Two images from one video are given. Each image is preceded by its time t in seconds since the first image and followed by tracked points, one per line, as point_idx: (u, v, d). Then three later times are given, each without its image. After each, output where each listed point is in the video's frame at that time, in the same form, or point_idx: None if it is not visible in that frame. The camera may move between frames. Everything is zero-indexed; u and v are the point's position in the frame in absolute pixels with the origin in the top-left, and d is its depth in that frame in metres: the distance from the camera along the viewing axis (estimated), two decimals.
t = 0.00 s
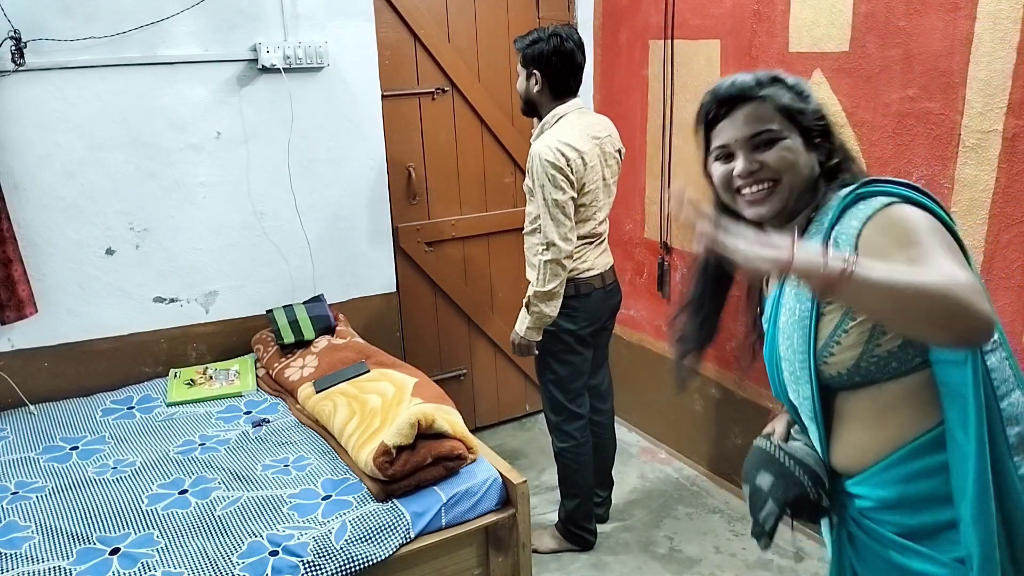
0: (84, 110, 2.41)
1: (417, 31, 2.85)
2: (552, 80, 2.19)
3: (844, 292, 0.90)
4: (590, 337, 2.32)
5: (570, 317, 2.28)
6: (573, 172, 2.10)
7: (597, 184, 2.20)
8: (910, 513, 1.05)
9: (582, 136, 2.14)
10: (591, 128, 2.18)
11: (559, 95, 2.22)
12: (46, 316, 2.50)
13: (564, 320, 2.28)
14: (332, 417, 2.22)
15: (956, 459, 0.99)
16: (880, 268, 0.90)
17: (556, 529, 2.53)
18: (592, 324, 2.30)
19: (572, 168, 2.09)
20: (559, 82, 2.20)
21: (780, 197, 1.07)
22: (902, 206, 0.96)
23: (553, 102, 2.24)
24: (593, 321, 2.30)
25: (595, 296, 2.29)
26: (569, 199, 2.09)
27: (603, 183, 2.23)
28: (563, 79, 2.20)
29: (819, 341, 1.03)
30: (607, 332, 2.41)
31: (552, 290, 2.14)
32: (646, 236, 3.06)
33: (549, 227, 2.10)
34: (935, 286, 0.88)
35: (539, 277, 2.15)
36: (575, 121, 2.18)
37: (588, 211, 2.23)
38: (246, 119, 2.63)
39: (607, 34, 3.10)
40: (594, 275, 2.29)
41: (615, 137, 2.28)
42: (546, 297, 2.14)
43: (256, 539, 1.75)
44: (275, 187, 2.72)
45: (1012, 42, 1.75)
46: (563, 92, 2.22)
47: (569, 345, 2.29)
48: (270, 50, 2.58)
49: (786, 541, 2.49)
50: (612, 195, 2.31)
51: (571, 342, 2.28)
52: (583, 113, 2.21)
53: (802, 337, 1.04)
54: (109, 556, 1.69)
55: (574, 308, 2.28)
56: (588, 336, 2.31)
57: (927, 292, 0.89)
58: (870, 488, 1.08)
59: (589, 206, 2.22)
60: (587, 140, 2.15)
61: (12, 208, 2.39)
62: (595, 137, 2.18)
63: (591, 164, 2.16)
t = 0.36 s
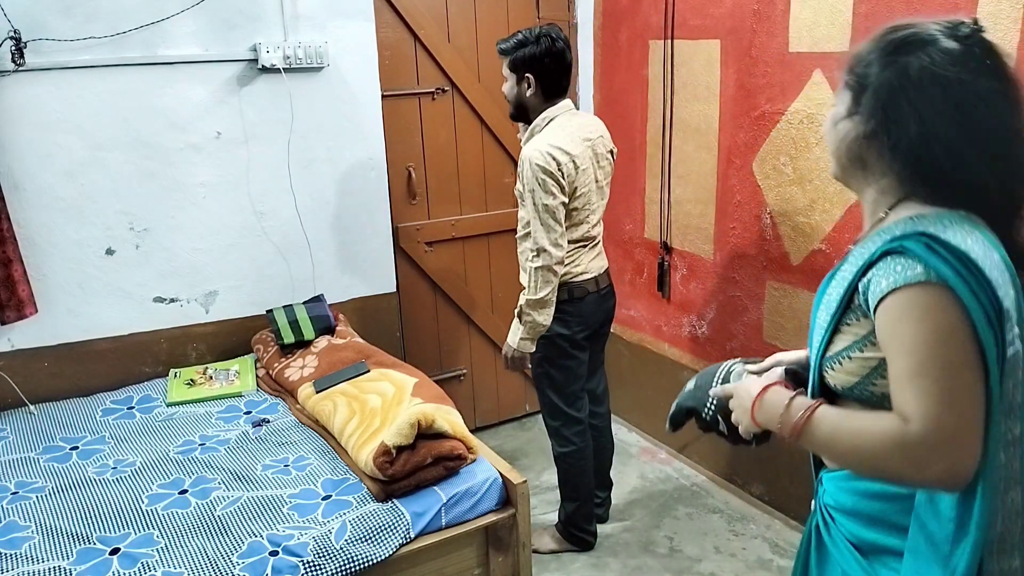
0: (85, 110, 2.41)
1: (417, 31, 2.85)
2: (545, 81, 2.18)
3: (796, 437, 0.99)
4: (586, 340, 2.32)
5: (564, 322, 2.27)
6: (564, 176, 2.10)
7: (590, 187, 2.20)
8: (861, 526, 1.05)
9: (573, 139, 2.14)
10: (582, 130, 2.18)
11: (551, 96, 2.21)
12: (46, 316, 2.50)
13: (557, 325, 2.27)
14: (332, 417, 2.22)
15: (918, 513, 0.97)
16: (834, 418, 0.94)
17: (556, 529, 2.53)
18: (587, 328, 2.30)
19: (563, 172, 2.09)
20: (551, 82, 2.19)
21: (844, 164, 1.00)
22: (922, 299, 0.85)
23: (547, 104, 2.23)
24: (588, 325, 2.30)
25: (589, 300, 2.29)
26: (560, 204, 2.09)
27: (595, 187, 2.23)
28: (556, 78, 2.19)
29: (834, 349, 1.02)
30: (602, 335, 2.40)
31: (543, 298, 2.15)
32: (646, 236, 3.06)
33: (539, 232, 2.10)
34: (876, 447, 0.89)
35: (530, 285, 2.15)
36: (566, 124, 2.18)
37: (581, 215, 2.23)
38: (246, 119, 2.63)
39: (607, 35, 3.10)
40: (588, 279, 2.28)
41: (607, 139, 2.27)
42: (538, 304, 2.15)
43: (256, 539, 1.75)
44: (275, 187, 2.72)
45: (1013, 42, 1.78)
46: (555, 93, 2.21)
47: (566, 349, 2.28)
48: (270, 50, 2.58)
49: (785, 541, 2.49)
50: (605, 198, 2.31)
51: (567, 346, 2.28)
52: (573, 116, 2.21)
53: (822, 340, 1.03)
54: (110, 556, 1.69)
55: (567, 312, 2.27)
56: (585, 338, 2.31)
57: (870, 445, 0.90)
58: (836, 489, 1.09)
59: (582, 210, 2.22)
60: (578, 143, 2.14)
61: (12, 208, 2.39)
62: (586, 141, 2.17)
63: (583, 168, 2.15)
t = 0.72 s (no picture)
0: (84, 110, 2.41)
1: (417, 31, 2.85)
2: (550, 79, 2.18)
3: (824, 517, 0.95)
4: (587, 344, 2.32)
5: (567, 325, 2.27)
6: (576, 178, 2.09)
7: (593, 190, 2.20)
8: None
9: (580, 141, 2.13)
10: (584, 132, 2.18)
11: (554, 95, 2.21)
12: (46, 316, 2.50)
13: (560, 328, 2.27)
14: (332, 417, 2.22)
15: None
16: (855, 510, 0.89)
17: (557, 529, 2.53)
18: (589, 332, 2.30)
19: (575, 174, 2.08)
20: (554, 81, 2.19)
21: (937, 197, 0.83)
22: (947, 393, 0.76)
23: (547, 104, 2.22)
24: (589, 327, 2.30)
25: (590, 303, 2.29)
26: (574, 206, 2.08)
27: (597, 190, 2.23)
28: (556, 76, 2.19)
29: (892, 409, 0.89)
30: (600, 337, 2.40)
31: (559, 303, 2.12)
32: (646, 236, 3.06)
33: (556, 236, 2.08)
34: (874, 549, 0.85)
35: (547, 290, 2.11)
36: (569, 126, 2.17)
37: (584, 218, 2.22)
38: (246, 119, 2.63)
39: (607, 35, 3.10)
40: (590, 282, 2.28)
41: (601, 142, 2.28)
42: (555, 310, 2.12)
43: (256, 539, 1.75)
44: (276, 187, 2.72)
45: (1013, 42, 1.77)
46: (558, 91, 2.21)
47: (568, 353, 2.28)
48: (270, 50, 2.59)
49: (785, 541, 2.49)
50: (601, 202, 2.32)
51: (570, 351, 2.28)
52: (572, 118, 2.21)
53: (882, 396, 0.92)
54: (109, 556, 1.69)
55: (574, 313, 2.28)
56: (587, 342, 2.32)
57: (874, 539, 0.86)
58: None
59: (586, 213, 2.22)
60: (585, 145, 2.14)
61: (12, 208, 2.39)
62: (590, 143, 2.18)
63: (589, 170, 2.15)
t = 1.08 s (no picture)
0: (84, 110, 2.41)
1: (417, 31, 2.85)
2: (547, 80, 2.16)
3: None
4: (585, 348, 2.32)
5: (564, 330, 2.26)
6: (573, 185, 2.07)
7: (590, 194, 2.19)
8: None
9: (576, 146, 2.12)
10: (582, 136, 2.16)
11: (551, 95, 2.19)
12: (46, 316, 2.50)
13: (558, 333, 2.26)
14: (332, 417, 2.22)
15: None
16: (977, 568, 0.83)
17: (557, 529, 2.53)
18: (587, 335, 2.30)
19: (572, 181, 2.06)
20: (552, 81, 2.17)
21: None
22: None
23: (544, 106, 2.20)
24: (587, 331, 2.30)
25: (588, 307, 2.28)
26: (571, 213, 2.06)
27: (595, 193, 2.22)
28: (552, 78, 2.17)
29: None
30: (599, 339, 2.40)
31: (564, 311, 2.11)
32: (646, 236, 3.06)
33: (553, 243, 2.07)
34: None
35: (550, 298, 2.10)
36: (566, 130, 2.16)
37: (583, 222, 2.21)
38: (246, 119, 2.63)
39: (607, 35, 3.10)
40: (588, 286, 2.27)
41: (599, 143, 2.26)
42: (559, 318, 2.11)
43: (256, 539, 1.75)
44: (276, 187, 2.72)
45: (1013, 42, 1.77)
46: (556, 91, 2.19)
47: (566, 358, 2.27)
48: (270, 50, 2.59)
49: (785, 541, 2.49)
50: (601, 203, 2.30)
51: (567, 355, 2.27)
52: (569, 121, 2.19)
53: None
54: (110, 556, 1.69)
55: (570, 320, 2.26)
56: (585, 346, 2.31)
57: None
58: None
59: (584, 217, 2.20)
60: (583, 149, 2.13)
61: (12, 208, 2.39)
62: (587, 146, 2.15)
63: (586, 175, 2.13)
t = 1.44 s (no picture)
0: (84, 110, 2.41)
1: (417, 31, 2.85)
2: (536, 85, 2.13)
3: None
4: (583, 355, 2.28)
5: (558, 334, 2.24)
6: (545, 191, 2.05)
7: (580, 197, 2.13)
8: None
9: (559, 150, 2.08)
10: (571, 138, 2.11)
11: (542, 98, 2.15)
12: (46, 316, 2.50)
13: (552, 337, 2.24)
14: (332, 417, 2.22)
15: None
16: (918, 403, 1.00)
17: (556, 529, 2.52)
18: (582, 343, 2.25)
19: (543, 187, 2.04)
20: (541, 85, 2.13)
21: None
22: None
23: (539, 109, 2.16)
24: (583, 340, 2.25)
25: (584, 314, 2.23)
26: (539, 220, 2.04)
27: (589, 196, 2.14)
28: (541, 81, 2.13)
29: None
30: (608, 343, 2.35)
31: (526, 317, 2.13)
32: (646, 236, 3.06)
33: (518, 249, 2.07)
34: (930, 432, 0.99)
35: (513, 301, 2.13)
36: (555, 132, 2.12)
37: (573, 225, 2.15)
38: (246, 119, 2.63)
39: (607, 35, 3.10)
40: (586, 292, 2.22)
41: (602, 143, 2.17)
42: (519, 324, 2.13)
43: (256, 539, 1.75)
44: (276, 187, 2.72)
45: (1013, 42, 1.77)
46: (547, 93, 2.14)
47: (561, 362, 2.26)
48: (270, 50, 2.59)
49: (785, 541, 2.49)
50: (606, 204, 2.21)
51: (561, 360, 2.25)
52: (564, 122, 2.14)
53: None
54: (109, 556, 1.69)
55: (562, 326, 2.23)
56: (583, 354, 2.27)
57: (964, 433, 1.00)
58: None
59: (575, 221, 2.15)
60: (566, 154, 2.08)
61: (12, 208, 2.39)
62: (573, 149, 2.10)
63: (570, 179, 2.09)
